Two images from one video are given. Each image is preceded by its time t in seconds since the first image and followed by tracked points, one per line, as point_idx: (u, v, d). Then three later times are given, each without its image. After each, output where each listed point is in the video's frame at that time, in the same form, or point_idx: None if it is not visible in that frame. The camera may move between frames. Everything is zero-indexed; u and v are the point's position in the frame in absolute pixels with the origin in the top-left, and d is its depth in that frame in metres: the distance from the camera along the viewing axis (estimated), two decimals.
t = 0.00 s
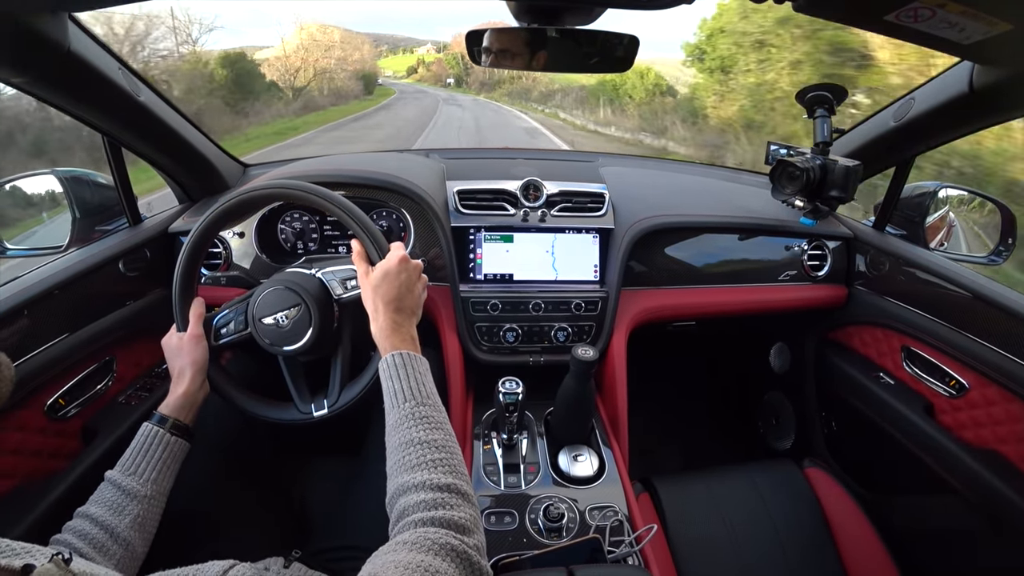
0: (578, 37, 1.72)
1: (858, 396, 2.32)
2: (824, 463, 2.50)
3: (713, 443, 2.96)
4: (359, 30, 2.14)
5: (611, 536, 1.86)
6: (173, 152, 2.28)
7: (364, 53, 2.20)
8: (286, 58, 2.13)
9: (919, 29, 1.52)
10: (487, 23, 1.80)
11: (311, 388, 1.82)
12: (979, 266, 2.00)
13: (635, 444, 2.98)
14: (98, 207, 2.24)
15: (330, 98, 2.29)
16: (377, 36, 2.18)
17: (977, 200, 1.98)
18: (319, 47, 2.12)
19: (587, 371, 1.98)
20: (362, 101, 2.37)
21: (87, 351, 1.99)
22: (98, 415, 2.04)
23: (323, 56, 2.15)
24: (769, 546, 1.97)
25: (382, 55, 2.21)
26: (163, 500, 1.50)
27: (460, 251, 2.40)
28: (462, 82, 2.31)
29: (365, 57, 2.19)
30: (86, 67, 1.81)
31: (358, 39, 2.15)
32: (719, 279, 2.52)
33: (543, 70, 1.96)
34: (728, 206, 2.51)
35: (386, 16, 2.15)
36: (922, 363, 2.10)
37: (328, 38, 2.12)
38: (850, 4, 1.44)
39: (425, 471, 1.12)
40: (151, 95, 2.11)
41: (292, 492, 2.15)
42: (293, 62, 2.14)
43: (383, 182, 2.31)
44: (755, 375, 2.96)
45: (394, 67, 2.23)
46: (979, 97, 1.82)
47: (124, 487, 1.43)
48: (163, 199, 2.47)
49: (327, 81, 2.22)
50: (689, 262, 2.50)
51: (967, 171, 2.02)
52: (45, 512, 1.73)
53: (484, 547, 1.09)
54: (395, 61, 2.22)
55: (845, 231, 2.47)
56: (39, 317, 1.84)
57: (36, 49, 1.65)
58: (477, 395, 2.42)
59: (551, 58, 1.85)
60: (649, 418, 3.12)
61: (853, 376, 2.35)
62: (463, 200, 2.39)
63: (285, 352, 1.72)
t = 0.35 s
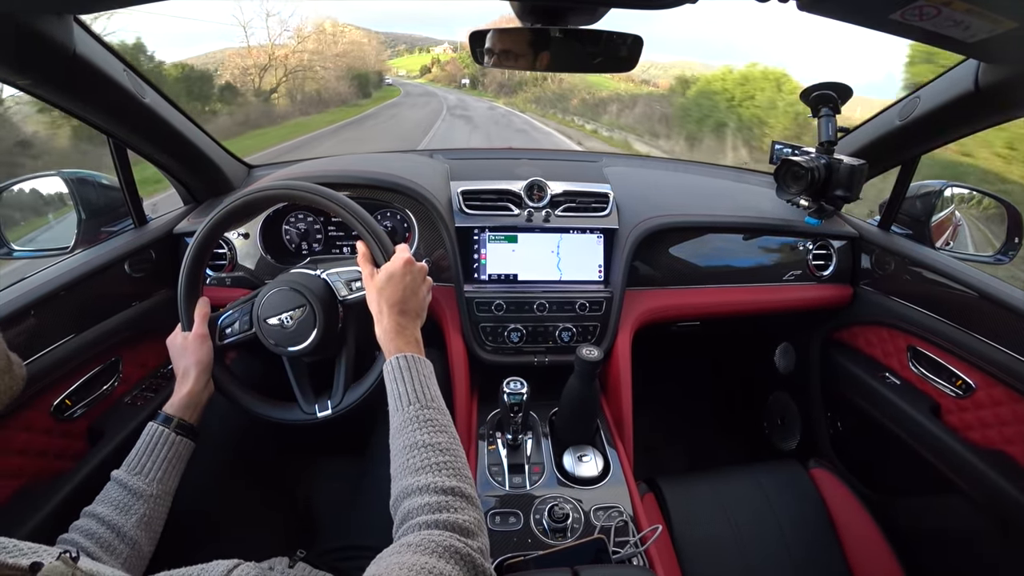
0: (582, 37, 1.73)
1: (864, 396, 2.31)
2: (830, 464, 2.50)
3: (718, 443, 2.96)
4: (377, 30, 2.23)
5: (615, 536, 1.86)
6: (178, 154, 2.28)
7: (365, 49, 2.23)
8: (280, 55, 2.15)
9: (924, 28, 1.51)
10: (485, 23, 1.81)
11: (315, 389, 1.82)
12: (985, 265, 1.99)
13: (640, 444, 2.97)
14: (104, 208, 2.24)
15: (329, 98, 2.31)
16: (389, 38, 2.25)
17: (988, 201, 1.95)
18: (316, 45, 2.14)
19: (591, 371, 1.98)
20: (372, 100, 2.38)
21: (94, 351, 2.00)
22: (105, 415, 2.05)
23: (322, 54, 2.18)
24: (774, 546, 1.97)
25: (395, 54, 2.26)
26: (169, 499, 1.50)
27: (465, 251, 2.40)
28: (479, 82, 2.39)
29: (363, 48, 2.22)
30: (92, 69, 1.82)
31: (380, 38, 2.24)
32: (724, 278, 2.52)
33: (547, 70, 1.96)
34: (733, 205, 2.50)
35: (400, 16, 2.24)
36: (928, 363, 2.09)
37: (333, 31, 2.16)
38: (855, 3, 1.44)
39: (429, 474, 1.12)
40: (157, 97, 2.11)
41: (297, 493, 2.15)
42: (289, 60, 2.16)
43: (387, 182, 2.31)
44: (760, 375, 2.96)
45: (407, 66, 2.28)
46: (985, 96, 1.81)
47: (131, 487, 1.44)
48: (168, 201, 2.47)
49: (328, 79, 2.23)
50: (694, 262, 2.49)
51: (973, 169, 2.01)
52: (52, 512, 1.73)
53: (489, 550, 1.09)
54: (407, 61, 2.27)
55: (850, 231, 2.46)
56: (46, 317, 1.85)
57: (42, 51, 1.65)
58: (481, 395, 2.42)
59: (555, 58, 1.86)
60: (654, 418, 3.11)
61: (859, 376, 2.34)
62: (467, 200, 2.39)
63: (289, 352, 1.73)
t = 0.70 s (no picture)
0: (584, 39, 1.73)
1: (868, 397, 2.31)
2: (833, 465, 2.49)
3: (721, 445, 2.96)
4: (392, 30, 2.22)
5: (619, 538, 1.86)
6: (180, 156, 2.28)
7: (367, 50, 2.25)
8: (282, 53, 2.15)
9: (928, 29, 1.51)
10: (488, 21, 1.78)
11: (316, 391, 1.82)
12: (990, 267, 1.97)
13: (643, 447, 2.97)
14: (107, 210, 2.25)
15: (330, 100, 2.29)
16: (403, 39, 2.23)
17: (993, 202, 1.94)
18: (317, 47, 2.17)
19: (594, 372, 1.98)
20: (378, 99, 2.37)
21: (98, 353, 2.01)
22: (109, 417, 2.05)
23: (323, 55, 2.19)
24: (778, 548, 1.96)
25: (410, 54, 2.24)
26: (170, 500, 1.51)
27: (467, 253, 2.40)
28: (494, 85, 2.34)
29: (370, 49, 2.25)
30: (96, 72, 1.82)
31: (390, 38, 2.23)
32: (726, 280, 2.51)
33: (550, 72, 1.96)
34: (735, 207, 2.50)
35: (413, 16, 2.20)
36: (932, 365, 2.09)
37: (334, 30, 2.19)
38: (858, 4, 1.44)
39: (432, 477, 1.12)
40: (159, 100, 2.11)
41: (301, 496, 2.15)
42: (291, 59, 2.17)
43: (389, 184, 2.31)
44: (763, 376, 2.95)
45: (420, 66, 2.25)
46: (986, 96, 1.81)
47: (133, 487, 1.44)
48: (171, 203, 2.48)
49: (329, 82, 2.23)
50: (697, 263, 2.49)
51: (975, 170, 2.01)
52: (56, 515, 1.73)
53: (492, 554, 1.08)
54: (420, 61, 2.24)
55: (854, 232, 2.46)
56: (50, 320, 1.85)
57: (45, 53, 1.65)
58: (484, 397, 2.42)
59: (559, 60, 1.86)
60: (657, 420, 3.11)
61: (862, 377, 2.34)
62: (470, 202, 2.39)
63: (292, 355, 1.73)
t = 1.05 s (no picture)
0: (585, 41, 1.73)
1: (869, 400, 2.30)
2: (835, 468, 2.49)
3: (723, 448, 2.96)
4: (406, 29, 2.19)
5: (620, 541, 1.86)
6: (182, 158, 2.29)
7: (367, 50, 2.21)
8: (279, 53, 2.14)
9: (928, 31, 1.52)
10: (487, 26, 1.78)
11: (315, 394, 1.82)
12: (990, 269, 1.98)
13: (644, 449, 2.97)
14: (108, 212, 2.25)
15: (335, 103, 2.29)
16: (416, 38, 2.18)
17: (999, 207, 1.94)
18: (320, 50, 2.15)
19: (596, 375, 1.97)
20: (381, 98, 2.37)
21: (98, 356, 2.00)
22: (109, 419, 2.05)
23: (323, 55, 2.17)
24: (780, 551, 1.95)
25: (421, 54, 2.20)
26: (167, 498, 1.51)
27: (468, 256, 2.41)
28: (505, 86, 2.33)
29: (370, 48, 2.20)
30: (97, 75, 1.82)
31: (403, 37, 2.19)
32: (727, 282, 2.51)
33: (549, 74, 1.97)
34: (736, 209, 2.50)
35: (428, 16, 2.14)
36: (934, 367, 2.09)
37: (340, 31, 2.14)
38: (859, 6, 1.44)
39: (431, 486, 1.12)
40: (160, 102, 2.12)
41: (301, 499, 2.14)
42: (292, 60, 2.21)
43: (389, 187, 2.31)
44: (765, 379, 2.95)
45: (430, 65, 2.22)
46: (987, 97, 1.81)
47: (129, 486, 1.43)
48: (172, 205, 2.48)
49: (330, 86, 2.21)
50: (698, 266, 2.48)
51: (976, 172, 2.01)
52: (55, 518, 1.72)
53: (491, 564, 1.08)
54: (430, 60, 2.21)
55: (854, 234, 2.46)
56: (51, 321, 1.85)
57: (46, 56, 1.65)
58: (485, 400, 2.42)
59: (558, 62, 1.87)
60: (657, 422, 3.11)
61: (863, 380, 2.34)
62: (471, 205, 2.39)
63: (292, 357, 1.73)
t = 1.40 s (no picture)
0: (586, 39, 1.72)
1: (870, 399, 2.30)
2: (836, 467, 2.49)
3: (724, 447, 2.96)
4: (416, 30, 2.12)
5: (621, 539, 1.86)
6: (185, 157, 2.30)
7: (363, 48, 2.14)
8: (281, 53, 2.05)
9: (930, 29, 1.51)
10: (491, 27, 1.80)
11: (316, 392, 1.82)
12: (991, 267, 1.98)
13: (645, 447, 2.97)
14: (110, 211, 2.25)
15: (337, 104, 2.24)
16: (428, 39, 2.14)
17: (997, 204, 1.94)
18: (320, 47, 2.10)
19: (597, 373, 1.97)
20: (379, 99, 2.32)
21: (101, 354, 2.01)
22: (112, 417, 2.06)
23: (326, 59, 2.10)
24: (781, 550, 1.96)
25: (432, 54, 2.19)
26: (171, 496, 1.51)
27: (470, 254, 2.41)
28: (511, 87, 2.33)
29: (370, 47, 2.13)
30: (99, 74, 1.83)
31: (414, 39, 2.13)
32: (729, 281, 2.51)
33: (550, 72, 1.96)
34: (738, 208, 2.50)
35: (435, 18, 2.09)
36: (935, 366, 2.08)
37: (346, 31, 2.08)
38: (862, 3, 1.44)
39: (432, 484, 1.12)
40: (163, 101, 2.12)
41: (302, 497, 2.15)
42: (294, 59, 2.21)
43: (390, 186, 2.32)
44: (766, 378, 2.95)
45: (440, 65, 2.24)
46: (990, 96, 1.81)
47: (133, 484, 1.44)
48: (173, 203, 2.48)
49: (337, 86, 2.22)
50: (700, 264, 2.48)
51: (978, 170, 2.01)
52: (57, 515, 1.73)
53: (492, 562, 1.09)
54: (440, 60, 2.22)
55: (856, 232, 2.46)
56: (53, 319, 1.86)
57: (48, 55, 1.66)
58: (486, 398, 2.43)
59: (558, 61, 1.87)
60: (658, 419, 3.11)
61: (864, 378, 2.34)
62: (472, 203, 2.39)
63: (293, 355, 1.73)
